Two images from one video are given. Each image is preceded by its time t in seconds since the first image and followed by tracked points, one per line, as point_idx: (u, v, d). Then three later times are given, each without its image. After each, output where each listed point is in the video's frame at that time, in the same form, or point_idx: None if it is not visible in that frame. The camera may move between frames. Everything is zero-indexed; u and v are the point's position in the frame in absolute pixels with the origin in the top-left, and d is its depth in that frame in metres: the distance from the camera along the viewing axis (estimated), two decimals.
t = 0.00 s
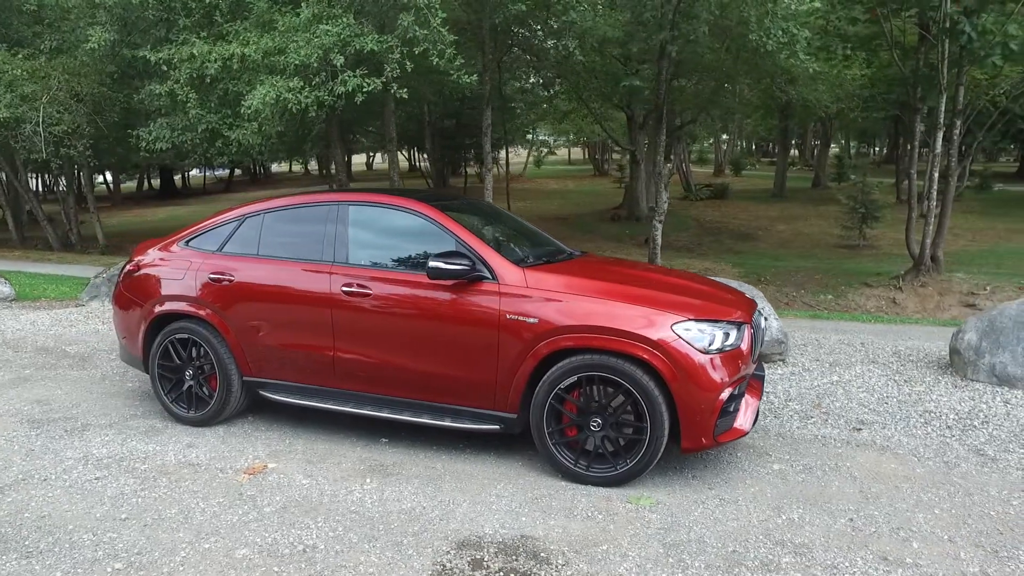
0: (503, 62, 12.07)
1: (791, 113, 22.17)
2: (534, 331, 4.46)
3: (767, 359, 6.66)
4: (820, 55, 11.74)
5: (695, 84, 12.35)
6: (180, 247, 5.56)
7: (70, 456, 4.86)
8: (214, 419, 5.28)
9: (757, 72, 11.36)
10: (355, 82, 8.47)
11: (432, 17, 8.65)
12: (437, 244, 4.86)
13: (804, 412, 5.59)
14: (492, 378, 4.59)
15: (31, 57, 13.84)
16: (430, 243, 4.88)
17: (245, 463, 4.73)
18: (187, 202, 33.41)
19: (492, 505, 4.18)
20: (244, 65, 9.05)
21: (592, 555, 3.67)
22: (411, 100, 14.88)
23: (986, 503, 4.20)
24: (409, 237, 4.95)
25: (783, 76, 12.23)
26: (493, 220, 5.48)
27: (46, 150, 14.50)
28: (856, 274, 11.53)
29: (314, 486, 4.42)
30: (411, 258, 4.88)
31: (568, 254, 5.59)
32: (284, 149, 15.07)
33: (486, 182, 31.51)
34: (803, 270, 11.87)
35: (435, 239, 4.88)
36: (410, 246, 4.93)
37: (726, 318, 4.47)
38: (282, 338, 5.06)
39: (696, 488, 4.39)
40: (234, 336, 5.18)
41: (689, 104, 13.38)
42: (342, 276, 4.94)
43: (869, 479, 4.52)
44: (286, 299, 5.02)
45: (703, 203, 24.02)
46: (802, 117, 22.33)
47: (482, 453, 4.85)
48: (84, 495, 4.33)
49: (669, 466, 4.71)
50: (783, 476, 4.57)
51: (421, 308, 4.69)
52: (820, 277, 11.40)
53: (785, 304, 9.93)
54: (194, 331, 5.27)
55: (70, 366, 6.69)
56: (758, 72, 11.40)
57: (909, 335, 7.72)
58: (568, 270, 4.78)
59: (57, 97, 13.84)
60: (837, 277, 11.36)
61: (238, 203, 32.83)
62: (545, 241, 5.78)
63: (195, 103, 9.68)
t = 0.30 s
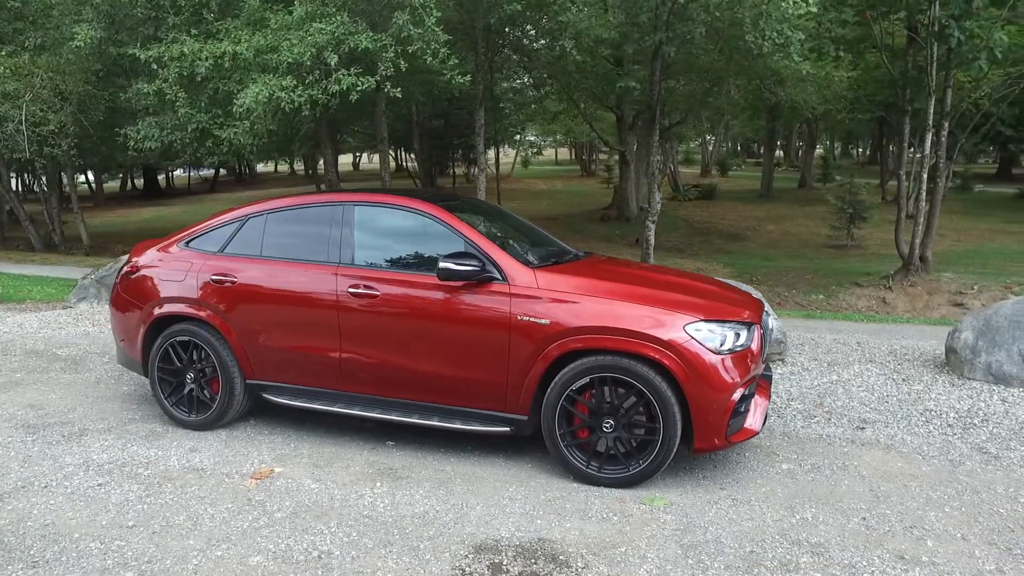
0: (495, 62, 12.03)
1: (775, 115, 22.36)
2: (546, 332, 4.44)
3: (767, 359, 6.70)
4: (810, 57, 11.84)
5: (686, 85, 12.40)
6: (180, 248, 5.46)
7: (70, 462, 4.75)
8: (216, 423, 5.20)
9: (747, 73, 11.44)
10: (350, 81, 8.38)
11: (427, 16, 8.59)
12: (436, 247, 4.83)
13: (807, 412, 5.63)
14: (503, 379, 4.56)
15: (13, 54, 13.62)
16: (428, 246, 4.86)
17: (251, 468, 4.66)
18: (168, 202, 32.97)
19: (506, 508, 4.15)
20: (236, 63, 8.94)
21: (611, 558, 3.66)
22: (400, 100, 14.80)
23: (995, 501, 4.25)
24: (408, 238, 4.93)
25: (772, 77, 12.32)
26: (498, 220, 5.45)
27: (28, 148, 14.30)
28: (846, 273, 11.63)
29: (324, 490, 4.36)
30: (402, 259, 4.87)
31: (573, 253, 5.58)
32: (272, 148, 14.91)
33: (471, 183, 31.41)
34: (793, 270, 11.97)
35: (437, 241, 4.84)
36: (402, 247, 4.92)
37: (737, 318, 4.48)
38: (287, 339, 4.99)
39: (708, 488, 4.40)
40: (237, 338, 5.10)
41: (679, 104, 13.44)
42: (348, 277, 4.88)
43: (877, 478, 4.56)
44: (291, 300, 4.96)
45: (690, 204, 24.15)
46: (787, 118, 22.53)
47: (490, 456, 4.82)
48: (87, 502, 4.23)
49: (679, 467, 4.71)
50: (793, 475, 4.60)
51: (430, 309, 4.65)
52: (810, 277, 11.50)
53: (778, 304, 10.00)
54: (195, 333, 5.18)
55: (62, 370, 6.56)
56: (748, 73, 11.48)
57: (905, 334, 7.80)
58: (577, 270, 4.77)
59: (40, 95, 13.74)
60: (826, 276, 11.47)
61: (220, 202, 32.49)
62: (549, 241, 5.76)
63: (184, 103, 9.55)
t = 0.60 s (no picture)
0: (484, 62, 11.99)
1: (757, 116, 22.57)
2: (554, 333, 4.42)
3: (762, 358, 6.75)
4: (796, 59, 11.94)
5: (673, 86, 12.46)
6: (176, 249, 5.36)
7: (65, 469, 4.63)
8: (215, 427, 5.11)
9: (734, 74, 11.52)
10: (341, 80, 8.28)
11: (419, 15, 8.52)
12: (428, 248, 4.82)
13: (806, 411, 5.68)
14: (510, 381, 4.53)
15: None
16: (420, 247, 4.84)
17: (254, 472, 4.58)
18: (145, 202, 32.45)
19: (517, 510, 4.12)
20: (225, 62, 8.83)
21: (626, 559, 3.65)
22: (387, 99, 14.70)
23: (997, 498, 4.31)
24: (405, 239, 4.90)
25: (758, 78, 12.44)
26: (500, 220, 5.42)
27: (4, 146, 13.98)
28: (832, 274, 11.76)
29: (330, 495, 4.29)
30: (391, 259, 4.85)
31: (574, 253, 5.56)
32: (256, 147, 14.73)
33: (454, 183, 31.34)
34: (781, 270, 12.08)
35: (429, 242, 4.84)
36: (391, 247, 4.90)
37: (744, 319, 4.49)
38: (289, 342, 4.92)
39: (716, 488, 4.42)
40: (237, 340, 5.02)
41: (666, 104, 13.50)
42: (351, 278, 4.82)
43: (880, 476, 4.61)
44: (293, 302, 4.89)
45: (673, 204, 24.30)
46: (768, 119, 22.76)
47: (496, 458, 4.79)
48: (87, 510, 4.12)
49: (685, 466, 4.73)
50: (798, 474, 4.63)
51: (436, 311, 4.61)
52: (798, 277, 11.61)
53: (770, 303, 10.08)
54: (193, 336, 5.09)
55: (51, 374, 6.41)
56: (735, 74, 11.56)
57: (896, 333, 7.91)
58: (583, 271, 4.76)
59: (18, 91, 13.46)
60: (814, 276, 11.59)
61: (198, 202, 32.05)
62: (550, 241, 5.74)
63: (169, 101, 9.42)
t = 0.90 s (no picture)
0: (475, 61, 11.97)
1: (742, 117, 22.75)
2: (560, 333, 4.44)
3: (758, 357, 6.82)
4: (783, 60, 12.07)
5: (663, 86, 12.53)
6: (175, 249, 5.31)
7: (64, 472, 4.56)
8: (215, 428, 5.07)
9: (724, 75, 11.61)
10: (335, 79, 8.23)
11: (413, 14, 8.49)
12: (418, 248, 4.85)
13: (803, 408, 5.75)
14: (516, 380, 4.54)
15: None
16: (410, 247, 4.86)
17: (258, 473, 4.54)
18: (126, 202, 32.02)
19: (525, 509, 4.13)
20: (215, 61, 8.76)
21: (637, 556, 3.68)
22: (376, 99, 14.63)
23: (995, 492, 4.39)
24: (408, 238, 4.89)
25: (746, 79, 12.56)
26: (502, 219, 5.43)
27: None
28: (821, 273, 11.89)
29: (337, 495, 4.27)
30: (385, 259, 4.87)
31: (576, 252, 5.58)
32: (244, 146, 14.60)
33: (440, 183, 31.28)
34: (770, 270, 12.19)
35: (420, 242, 4.86)
36: (394, 247, 4.89)
37: (748, 318, 4.54)
38: (292, 342, 4.89)
39: (721, 485, 4.46)
40: (238, 341, 4.98)
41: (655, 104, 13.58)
42: (355, 278, 4.81)
43: (879, 471, 4.68)
44: (296, 302, 4.86)
45: (659, 204, 24.43)
46: (753, 120, 22.96)
47: (500, 457, 4.80)
48: (91, 513, 4.07)
49: (688, 464, 4.76)
50: (799, 470, 4.69)
51: (441, 311, 4.60)
52: (787, 277, 11.72)
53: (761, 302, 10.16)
54: (194, 336, 5.05)
55: (42, 376, 6.31)
56: (725, 75, 11.65)
57: (887, 331, 8.01)
58: (587, 270, 4.79)
59: None
60: (802, 276, 11.70)
61: (181, 202, 31.69)
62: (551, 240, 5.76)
63: (157, 100, 9.34)
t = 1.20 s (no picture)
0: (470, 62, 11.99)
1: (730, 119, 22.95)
2: (570, 332, 4.48)
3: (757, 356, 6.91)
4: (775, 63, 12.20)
5: (656, 88, 12.61)
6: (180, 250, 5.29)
7: (71, 474, 4.53)
8: (222, 429, 5.05)
9: (716, 76, 11.72)
10: (333, 80, 8.22)
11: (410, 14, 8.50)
12: (413, 248, 4.88)
13: (804, 406, 5.83)
14: (526, 380, 4.57)
15: None
16: (411, 247, 4.89)
17: (268, 474, 4.54)
18: (111, 203, 31.69)
19: (537, 507, 4.17)
20: (209, 62, 8.75)
21: (652, 552, 3.72)
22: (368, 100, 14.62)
23: (995, 486, 4.49)
24: (415, 238, 4.91)
25: (738, 80, 12.69)
26: (508, 220, 5.46)
27: None
28: (814, 274, 12.03)
29: (349, 495, 4.28)
30: (383, 259, 4.90)
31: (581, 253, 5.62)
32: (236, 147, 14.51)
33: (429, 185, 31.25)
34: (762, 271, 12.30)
35: (415, 242, 4.90)
36: (401, 247, 4.91)
37: (754, 317, 4.60)
38: (300, 343, 4.89)
39: (729, 482, 4.52)
40: (245, 342, 4.98)
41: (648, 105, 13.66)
42: (363, 278, 4.82)
43: (882, 467, 4.76)
44: (304, 303, 4.86)
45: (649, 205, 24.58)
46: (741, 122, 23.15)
47: (508, 456, 4.83)
48: (102, 515, 4.05)
49: (695, 462, 4.82)
50: (804, 467, 4.76)
51: (451, 311, 4.62)
52: (780, 277, 11.83)
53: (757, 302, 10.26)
54: (200, 337, 5.04)
55: (40, 378, 6.26)
56: (717, 76, 11.76)
57: (882, 331, 8.13)
58: (595, 271, 4.83)
59: None
60: (795, 276, 11.81)
61: (167, 203, 31.41)
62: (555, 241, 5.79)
63: (149, 99, 9.31)
